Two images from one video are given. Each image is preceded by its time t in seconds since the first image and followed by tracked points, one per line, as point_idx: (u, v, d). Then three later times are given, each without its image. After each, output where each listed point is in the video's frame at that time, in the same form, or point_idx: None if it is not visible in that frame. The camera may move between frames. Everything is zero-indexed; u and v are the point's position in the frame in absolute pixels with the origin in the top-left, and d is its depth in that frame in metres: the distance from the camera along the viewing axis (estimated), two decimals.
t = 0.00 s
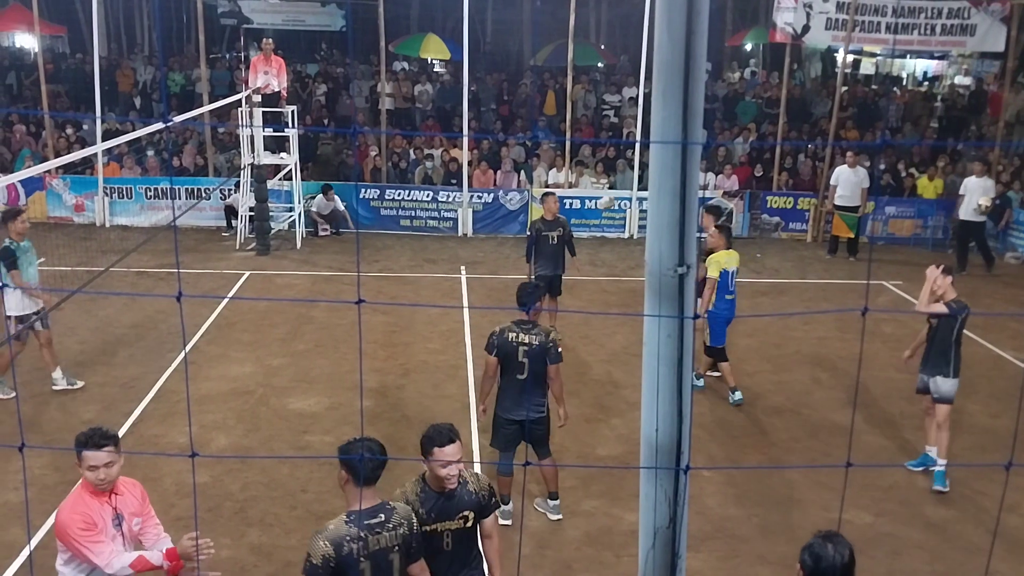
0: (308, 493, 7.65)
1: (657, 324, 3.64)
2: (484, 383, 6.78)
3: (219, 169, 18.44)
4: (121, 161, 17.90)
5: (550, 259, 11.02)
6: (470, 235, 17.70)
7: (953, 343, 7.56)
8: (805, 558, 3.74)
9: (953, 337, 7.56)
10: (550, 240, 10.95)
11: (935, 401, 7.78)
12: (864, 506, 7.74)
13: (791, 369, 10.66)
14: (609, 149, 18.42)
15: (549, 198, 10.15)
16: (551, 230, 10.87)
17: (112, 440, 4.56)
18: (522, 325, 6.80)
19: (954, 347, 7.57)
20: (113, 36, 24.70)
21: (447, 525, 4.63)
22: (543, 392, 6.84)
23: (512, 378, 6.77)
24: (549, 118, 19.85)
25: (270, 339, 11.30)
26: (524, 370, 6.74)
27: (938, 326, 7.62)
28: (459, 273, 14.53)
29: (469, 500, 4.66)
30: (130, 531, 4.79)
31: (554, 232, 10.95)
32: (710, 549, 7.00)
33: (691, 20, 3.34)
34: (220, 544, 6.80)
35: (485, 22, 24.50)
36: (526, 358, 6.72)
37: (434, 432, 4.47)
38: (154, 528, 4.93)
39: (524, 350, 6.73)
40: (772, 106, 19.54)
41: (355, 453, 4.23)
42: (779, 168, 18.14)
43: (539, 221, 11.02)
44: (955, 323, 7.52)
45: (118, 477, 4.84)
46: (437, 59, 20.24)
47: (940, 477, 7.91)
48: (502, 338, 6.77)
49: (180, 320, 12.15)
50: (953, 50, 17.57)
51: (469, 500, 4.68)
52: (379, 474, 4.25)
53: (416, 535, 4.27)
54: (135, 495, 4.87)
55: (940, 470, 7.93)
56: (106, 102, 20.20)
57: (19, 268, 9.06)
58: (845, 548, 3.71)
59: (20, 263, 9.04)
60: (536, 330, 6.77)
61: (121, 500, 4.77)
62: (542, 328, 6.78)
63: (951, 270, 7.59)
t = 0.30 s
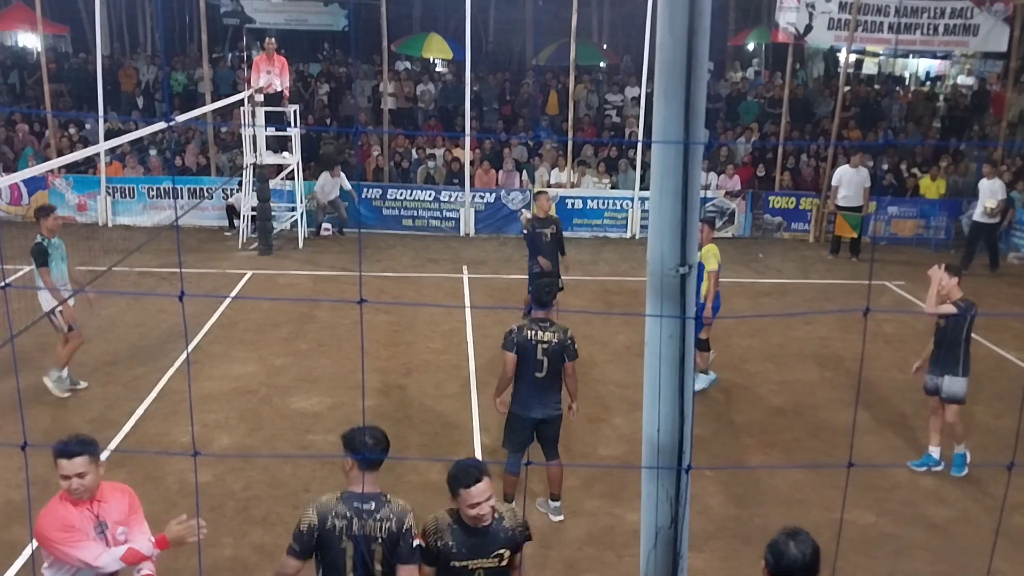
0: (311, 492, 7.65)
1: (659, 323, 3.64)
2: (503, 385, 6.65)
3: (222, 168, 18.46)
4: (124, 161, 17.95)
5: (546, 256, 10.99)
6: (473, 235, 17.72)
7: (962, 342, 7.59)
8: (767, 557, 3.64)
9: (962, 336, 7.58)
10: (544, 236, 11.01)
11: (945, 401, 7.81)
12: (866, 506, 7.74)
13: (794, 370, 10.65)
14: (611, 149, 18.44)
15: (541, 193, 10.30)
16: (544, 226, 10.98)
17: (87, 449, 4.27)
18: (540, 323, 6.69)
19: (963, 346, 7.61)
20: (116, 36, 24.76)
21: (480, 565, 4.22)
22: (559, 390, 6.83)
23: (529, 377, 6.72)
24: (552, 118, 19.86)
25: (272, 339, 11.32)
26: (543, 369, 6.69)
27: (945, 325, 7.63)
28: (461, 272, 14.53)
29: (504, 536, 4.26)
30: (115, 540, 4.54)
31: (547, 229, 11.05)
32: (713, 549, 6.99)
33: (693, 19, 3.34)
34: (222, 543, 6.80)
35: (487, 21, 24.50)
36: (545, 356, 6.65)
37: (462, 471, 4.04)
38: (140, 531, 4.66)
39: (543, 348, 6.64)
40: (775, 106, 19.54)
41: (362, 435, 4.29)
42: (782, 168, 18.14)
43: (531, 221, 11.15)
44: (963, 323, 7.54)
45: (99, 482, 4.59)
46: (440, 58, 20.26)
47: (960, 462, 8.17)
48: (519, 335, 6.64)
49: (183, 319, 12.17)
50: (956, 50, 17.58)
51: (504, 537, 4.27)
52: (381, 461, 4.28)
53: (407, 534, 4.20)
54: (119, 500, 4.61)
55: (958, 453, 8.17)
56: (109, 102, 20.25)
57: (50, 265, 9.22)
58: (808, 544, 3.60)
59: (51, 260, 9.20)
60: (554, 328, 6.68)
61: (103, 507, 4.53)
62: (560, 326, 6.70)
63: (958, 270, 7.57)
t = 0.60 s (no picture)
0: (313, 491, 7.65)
1: (661, 324, 3.64)
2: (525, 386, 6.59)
3: (224, 168, 18.46)
4: (126, 161, 17.96)
5: (536, 250, 11.67)
6: (474, 234, 17.73)
7: (981, 343, 7.66)
8: (730, 553, 3.80)
9: (981, 338, 7.65)
10: (537, 231, 11.61)
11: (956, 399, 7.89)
12: (867, 506, 7.74)
13: (796, 370, 10.64)
14: (613, 149, 18.44)
15: (532, 189, 10.75)
16: (536, 221, 11.55)
17: (29, 471, 4.25)
18: (556, 323, 6.71)
19: (981, 347, 7.69)
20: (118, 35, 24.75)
21: None
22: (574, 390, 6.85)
23: (548, 377, 6.70)
24: (553, 118, 19.86)
25: (274, 338, 11.32)
26: (561, 368, 6.69)
27: (965, 328, 7.66)
28: (463, 272, 14.53)
29: None
30: (69, 560, 4.53)
31: (540, 223, 11.62)
32: (713, 549, 6.99)
33: (696, 18, 3.33)
34: (224, 542, 6.81)
35: (489, 21, 24.51)
36: (563, 355, 6.66)
37: (524, 512, 3.72)
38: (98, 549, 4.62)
39: (561, 347, 6.65)
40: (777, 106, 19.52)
41: (367, 419, 4.36)
42: (783, 167, 18.13)
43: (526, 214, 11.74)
44: (984, 326, 7.60)
45: (52, 502, 4.54)
46: (441, 58, 20.26)
47: (978, 456, 8.15)
48: (541, 335, 6.63)
49: (185, 318, 12.17)
50: (958, 49, 17.58)
51: None
52: (384, 447, 4.32)
53: (407, 517, 4.32)
54: (73, 520, 4.56)
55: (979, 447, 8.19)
56: (111, 101, 20.26)
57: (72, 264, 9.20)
58: (768, 539, 3.72)
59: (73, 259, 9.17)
60: (570, 328, 6.72)
61: (55, 528, 4.50)
62: (576, 326, 6.74)
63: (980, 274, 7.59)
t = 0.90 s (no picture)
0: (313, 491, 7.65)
1: (661, 324, 3.64)
2: (536, 386, 6.54)
3: (224, 168, 18.46)
4: (127, 161, 17.97)
5: (535, 247, 11.69)
6: (474, 234, 17.73)
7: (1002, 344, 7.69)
8: (728, 551, 3.84)
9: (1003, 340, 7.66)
10: (536, 228, 11.64)
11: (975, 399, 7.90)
12: (868, 506, 7.73)
13: (796, 370, 10.63)
14: (614, 149, 18.47)
15: (533, 187, 10.80)
16: (536, 219, 11.58)
17: None
18: (564, 323, 6.70)
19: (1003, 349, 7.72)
20: (119, 35, 24.75)
21: None
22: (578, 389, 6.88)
23: (557, 377, 6.69)
24: (554, 118, 19.88)
25: (274, 338, 11.32)
26: (569, 368, 6.69)
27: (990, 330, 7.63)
28: (463, 272, 14.53)
29: None
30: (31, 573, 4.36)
31: (540, 221, 11.64)
32: (712, 550, 6.99)
33: (696, 18, 3.33)
34: (225, 542, 6.81)
35: (490, 21, 24.51)
36: (572, 356, 6.66)
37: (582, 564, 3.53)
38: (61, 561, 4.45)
39: (568, 348, 6.64)
40: (778, 106, 19.52)
41: (366, 409, 4.39)
42: (784, 167, 18.13)
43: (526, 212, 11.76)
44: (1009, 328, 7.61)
45: (14, 513, 4.34)
46: (442, 58, 20.27)
47: (983, 459, 8.20)
48: (550, 336, 6.61)
49: (186, 318, 12.17)
50: (959, 50, 17.59)
51: None
52: (383, 435, 4.36)
53: (408, 502, 4.39)
54: (36, 531, 4.37)
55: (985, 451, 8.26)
56: (112, 102, 20.27)
57: (86, 264, 9.03)
58: (765, 537, 3.76)
59: (88, 259, 9.01)
60: (578, 328, 6.71)
61: (17, 540, 4.31)
62: (582, 326, 6.76)
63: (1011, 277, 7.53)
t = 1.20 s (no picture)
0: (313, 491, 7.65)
1: (662, 324, 3.64)
2: (538, 385, 6.54)
3: (224, 167, 18.46)
4: (127, 160, 17.97)
5: (539, 244, 11.68)
6: (475, 234, 17.73)
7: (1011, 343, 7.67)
8: (739, 547, 3.85)
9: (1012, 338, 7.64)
10: (539, 226, 11.66)
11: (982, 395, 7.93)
12: (868, 506, 7.73)
13: (796, 370, 10.62)
14: (614, 149, 18.49)
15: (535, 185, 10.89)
16: (540, 216, 11.60)
17: None
18: (565, 323, 6.71)
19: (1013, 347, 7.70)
20: (119, 35, 24.75)
21: None
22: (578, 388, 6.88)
23: (558, 377, 6.69)
24: (554, 118, 19.90)
25: (275, 338, 11.31)
26: (570, 367, 6.70)
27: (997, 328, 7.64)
28: (463, 272, 14.53)
29: None
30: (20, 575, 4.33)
31: (543, 218, 11.67)
32: (712, 550, 6.98)
33: (696, 18, 3.33)
34: (225, 542, 6.81)
35: (491, 20, 24.50)
36: (573, 355, 6.67)
37: None
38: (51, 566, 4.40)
39: (570, 347, 6.64)
40: (778, 105, 19.52)
41: (362, 396, 4.55)
42: (785, 167, 18.13)
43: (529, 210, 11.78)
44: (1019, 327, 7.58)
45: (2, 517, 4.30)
46: (442, 58, 20.27)
47: (983, 459, 8.18)
48: (551, 336, 6.61)
49: (186, 319, 12.16)
50: (959, 49, 17.59)
51: None
52: (382, 421, 4.51)
53: (405, 486, 4.51)
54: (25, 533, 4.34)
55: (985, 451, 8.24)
56: (112, 101, 20.27)
57: (97, 260, 8.99)
58: (776, 532, 3.78)
59: (100, 255, 8.97)
60: (578, 327, 6.72)
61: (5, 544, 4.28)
62: (582, 325, 6.76)
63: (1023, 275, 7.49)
